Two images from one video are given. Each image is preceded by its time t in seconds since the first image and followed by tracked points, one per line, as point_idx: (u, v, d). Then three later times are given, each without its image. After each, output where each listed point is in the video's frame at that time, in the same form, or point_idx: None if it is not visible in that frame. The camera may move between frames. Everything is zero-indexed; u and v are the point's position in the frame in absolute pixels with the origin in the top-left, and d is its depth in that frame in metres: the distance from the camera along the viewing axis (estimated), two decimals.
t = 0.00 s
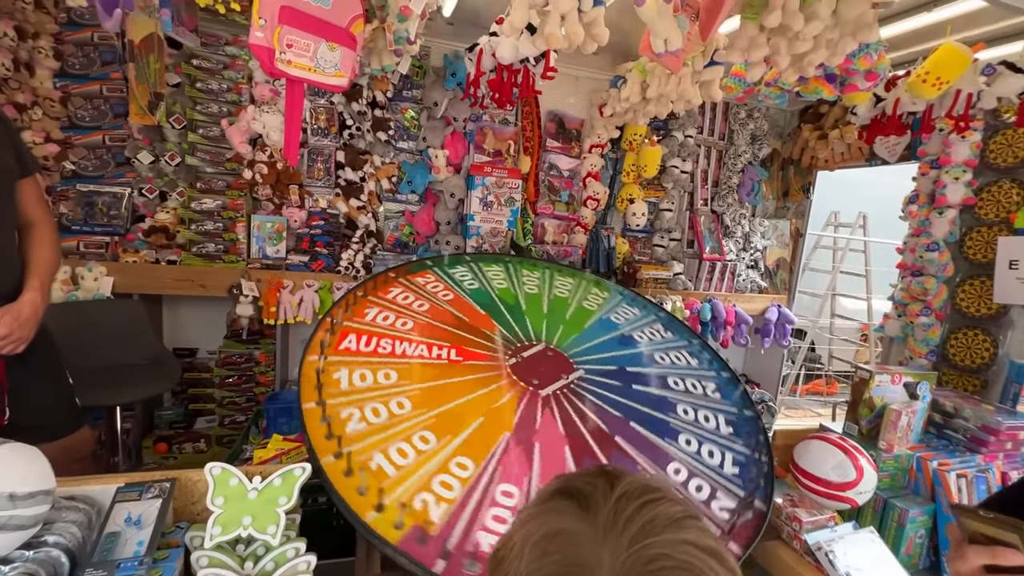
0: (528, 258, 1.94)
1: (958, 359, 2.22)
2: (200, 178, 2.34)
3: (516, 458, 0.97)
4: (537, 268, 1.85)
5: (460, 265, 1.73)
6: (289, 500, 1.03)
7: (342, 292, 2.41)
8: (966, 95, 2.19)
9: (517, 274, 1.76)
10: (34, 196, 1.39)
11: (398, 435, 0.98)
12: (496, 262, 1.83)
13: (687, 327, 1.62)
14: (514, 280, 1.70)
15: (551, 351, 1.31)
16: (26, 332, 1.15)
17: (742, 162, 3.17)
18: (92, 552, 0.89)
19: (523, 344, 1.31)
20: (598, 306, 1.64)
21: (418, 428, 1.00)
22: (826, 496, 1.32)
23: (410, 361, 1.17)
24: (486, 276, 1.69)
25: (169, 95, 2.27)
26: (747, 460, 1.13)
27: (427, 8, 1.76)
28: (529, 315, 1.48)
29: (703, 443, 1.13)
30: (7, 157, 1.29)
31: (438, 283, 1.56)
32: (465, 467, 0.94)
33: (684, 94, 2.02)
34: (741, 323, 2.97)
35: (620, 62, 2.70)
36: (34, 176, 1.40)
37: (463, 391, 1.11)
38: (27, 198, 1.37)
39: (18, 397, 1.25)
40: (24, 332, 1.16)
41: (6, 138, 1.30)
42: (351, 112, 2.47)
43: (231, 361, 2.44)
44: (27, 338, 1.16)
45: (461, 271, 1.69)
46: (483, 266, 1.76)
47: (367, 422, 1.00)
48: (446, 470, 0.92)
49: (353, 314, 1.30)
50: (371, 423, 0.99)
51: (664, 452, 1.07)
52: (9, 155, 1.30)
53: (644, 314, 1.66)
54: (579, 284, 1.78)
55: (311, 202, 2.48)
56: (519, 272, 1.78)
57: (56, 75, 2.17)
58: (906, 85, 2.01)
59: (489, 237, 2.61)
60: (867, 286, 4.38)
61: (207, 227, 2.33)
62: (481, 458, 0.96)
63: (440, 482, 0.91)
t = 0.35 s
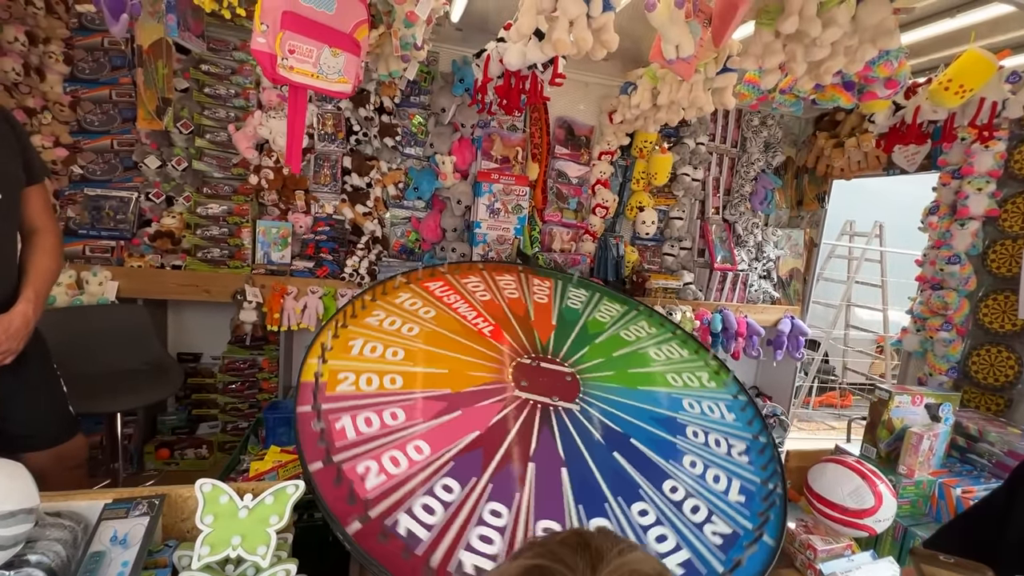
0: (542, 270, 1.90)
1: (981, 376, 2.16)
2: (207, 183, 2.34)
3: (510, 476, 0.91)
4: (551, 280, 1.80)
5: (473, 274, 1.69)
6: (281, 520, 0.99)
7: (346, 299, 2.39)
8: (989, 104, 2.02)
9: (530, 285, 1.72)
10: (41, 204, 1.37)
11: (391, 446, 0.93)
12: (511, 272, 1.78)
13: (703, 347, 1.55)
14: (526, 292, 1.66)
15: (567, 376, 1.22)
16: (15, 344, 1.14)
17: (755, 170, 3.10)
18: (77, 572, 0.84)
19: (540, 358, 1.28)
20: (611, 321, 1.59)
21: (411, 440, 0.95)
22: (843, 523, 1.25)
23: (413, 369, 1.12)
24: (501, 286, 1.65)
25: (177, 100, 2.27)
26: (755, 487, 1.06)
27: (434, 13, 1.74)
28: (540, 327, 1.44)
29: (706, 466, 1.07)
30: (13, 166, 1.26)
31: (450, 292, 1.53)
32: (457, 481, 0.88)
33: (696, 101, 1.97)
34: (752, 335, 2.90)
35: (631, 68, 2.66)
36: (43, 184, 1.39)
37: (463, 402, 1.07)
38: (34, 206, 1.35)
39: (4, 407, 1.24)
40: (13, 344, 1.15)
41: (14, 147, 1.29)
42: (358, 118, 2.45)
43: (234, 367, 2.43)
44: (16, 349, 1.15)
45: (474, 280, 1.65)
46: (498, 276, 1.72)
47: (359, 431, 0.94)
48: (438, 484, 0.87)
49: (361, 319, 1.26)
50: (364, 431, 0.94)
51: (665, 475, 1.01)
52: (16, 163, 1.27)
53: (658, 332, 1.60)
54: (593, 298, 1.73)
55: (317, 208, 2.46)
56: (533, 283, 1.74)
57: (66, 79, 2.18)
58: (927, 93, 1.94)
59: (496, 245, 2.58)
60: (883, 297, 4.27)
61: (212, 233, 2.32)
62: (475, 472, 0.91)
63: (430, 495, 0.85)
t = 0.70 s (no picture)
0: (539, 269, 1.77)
1: (997, 388, 2.12)
2: (209, 187, 2.31)
3: (520, 497, 0.87)
4: (551, 281, 1.68)
5: (470, 275, 1.56)
6: (277, 540, 0.96)
7: (349, 304, 2.36)
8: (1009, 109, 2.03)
9: (531, 287, 1.60)
10: (39, 211, 1.34)
11: (393, 465, 0.87)
12: (509, 272, 1.65)
13: (709, 354, 1.47)
14: (527, 296, 1.53)
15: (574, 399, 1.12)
16: (9, 355, 1.12)
17: (764, 174, 3.06)
18: None
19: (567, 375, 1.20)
20: (616, 327, 1.49)
21: (414, 458, 0.89)
22: (859, 545, 1.21)
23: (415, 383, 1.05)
24: (501, 288, 1.53)
25: (179, 102, 2.25)
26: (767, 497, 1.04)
27: (439, 16, 1.71)
28: (546, 336, 1.34)
29: (718, 479, 1.04)
30: (12, 172, 1.23)
31: (446, 296, 1.40)
32: (463, 501, 0.84)
33: (706, 106, 1.93)
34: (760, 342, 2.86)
35: (639, 71, 2.62)
36: (41, 190, 1.36)
37: (465, 417, 1.00)
38: (31, 212, 1.32)
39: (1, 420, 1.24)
40: (7, 355, 1.12)
41: (13, 152, 1.26)
42: (361, 121, 2.42)
43: (235, 372, 2.40)
44: (10, 360, 1.13)
45: (473, 284, 1.51)
46: (495, 278, 1.59)
47: (359, 450, 0.88)
48: (444, 503, 0.83)
49: (354, 329, 1.15)
50: (364, 451, 0.88)
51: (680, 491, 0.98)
52: (15, 169, 1.25)
53: (664, 338, 1.50)
54: (596, 301, 1.62)
55: (320, 211, 2.44)
56: (532, 285, 1.62)
57: (68, 82, 2.16)
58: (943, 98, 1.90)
59: (500, 250, 2.54)
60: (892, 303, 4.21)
61: (214, 237, 2.29)
62: (483, 492, 0.86)
63: (437, 517, 0.81)
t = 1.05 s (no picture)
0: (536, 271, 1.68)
1: (1008, 391, 2.09)
2: (204, 184, 2.26)
3: (538, 517, 0.80)
4: (549, 283, 1.59)
5: (467, 278, 1.46)
6: (273, 561, 0.91)
7: (348, 305, 2.31)
8: None
9: (529, 290, 1.50)
10: (24, 214, 1.29)
11: (405, 483, 0.80)
12: (506, 275, 1.56)
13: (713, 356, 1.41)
14: (527, 300, 1.44)
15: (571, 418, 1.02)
16: None
17: (770, 171, 3.00)
18: None
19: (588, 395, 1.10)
20: (619, 330, 1.42)
21: (424, 474, 0.82)
22: (876, 561, 1.16)
23: (415, 396, 0.96)
24: (500, 292, 1.44)
25: (173, 97, 2.19)
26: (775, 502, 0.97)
27: (442, 8, 1.65)
28: (552, 343, 1.26)
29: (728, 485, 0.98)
30: None
31: (443, 300, 1.30)
32: (478, 521, 0.77)
33: (715, 104, 1.88)
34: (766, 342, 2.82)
35: (645, 66, 2.56)
36: (26, 193, 1.31)
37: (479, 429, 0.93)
38: (16, 216, 1.27)
39: None
40: None
41: None
42: (360, 117, 2.36)
43: (232, 373, 2.35)
44: None
45: (470, 286, 1.42)
46: (492, 280, 1.50)
47: (370, 468, 0.81)
48: (459, 523, 0.76)
49: (345, 336, 1.06)
50: (373, 468, 0.81)
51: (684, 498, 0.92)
52: None
53: (667, 340, 1.44)
54: (596, 304, 1.54)
55: (317, 209, 2.38)
56: (531, 287, 1.52)
57: (57, 76, 2.10)
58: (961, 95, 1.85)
59: (502, 249, 2.49)
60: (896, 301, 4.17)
61: (210, 235, 2.24)
62: (500, 511, 0.79)
63: (452, 539, 0.74)
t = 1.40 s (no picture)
0: (632, 299, 1.53)
1: (1010, 383, 2.09)
2: (196, 175, 2.20)
3: (505, 504, 0.78)
4: (631, 313, 1.44)
5: (531, 278, 1.50)
6: (269, 567, 0.88)
7: (344, 298, 2.28)
8: None
9: (598, 305, 1.43)
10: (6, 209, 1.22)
11: (387, 451, 0.82)
12: (585, 294, 1.48)
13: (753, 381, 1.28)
14: (517, 293, 1.39)
15: (553, 413, 0.97)
16: None
17: (773, 160, 2.95)
18: None
19: (593, 408, 1.00)
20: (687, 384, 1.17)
21: (408, 449, 0.83)
22: (883, 560, 1.15)
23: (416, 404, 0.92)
24: (554, 297, 1.41)
25: (162, 85, 2.13)
26: None
27: None
28: (571, 354, 1.17)
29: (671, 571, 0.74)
30: None
31: (483, 288, 1.37)
32: (444, 501, 0.76)
33: (719, 91, 1.83)
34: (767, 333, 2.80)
35: (647, 52, 2.49)
36: (7, 186, 1.25)
37: (482, 435, 0.88)
38: None
39: None
40: None
41: None
42: (355, 104, 2.30)
43: (228, 367, 2.32)
44: None
45: (457, 283, 1.36)
46: (559, 290, 1.47)
47: (355, 435, 0.84)
48: (423, 503, 0.75)
49: (339, 344, 1.01)
50: (360, 437, 0.83)
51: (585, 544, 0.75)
52: None
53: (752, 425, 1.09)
54: (683, 355, 1.29)
55: (312, 200, 2.33)
56: (602, 305, 1.44)
57: (41, 62, 2.03)
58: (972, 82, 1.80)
59: (501, 240, 2.44)
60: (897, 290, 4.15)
61: (202, 227, 2.19)
62: (470, 495, 0.78)
63: (465, 555, 0.70)
